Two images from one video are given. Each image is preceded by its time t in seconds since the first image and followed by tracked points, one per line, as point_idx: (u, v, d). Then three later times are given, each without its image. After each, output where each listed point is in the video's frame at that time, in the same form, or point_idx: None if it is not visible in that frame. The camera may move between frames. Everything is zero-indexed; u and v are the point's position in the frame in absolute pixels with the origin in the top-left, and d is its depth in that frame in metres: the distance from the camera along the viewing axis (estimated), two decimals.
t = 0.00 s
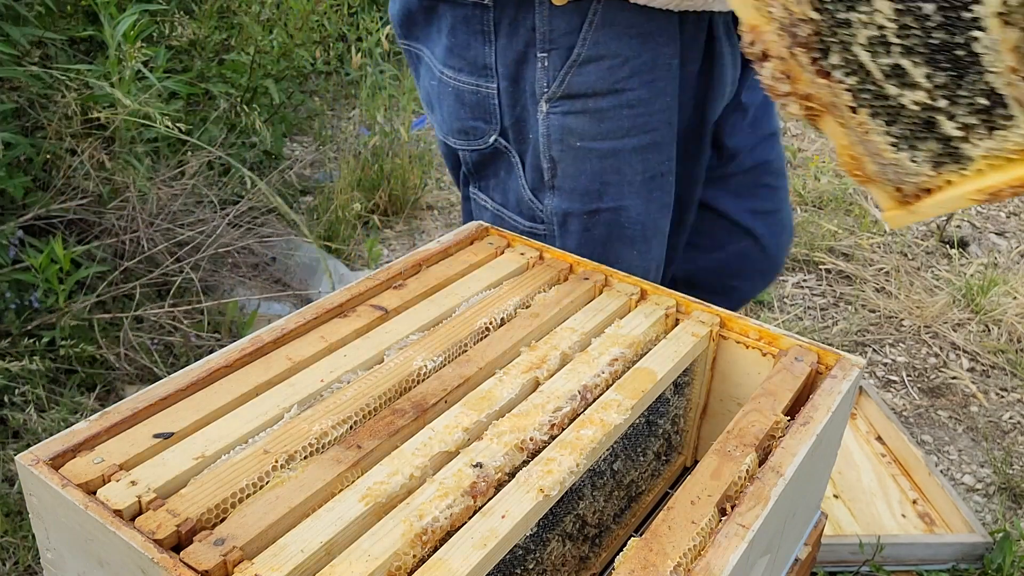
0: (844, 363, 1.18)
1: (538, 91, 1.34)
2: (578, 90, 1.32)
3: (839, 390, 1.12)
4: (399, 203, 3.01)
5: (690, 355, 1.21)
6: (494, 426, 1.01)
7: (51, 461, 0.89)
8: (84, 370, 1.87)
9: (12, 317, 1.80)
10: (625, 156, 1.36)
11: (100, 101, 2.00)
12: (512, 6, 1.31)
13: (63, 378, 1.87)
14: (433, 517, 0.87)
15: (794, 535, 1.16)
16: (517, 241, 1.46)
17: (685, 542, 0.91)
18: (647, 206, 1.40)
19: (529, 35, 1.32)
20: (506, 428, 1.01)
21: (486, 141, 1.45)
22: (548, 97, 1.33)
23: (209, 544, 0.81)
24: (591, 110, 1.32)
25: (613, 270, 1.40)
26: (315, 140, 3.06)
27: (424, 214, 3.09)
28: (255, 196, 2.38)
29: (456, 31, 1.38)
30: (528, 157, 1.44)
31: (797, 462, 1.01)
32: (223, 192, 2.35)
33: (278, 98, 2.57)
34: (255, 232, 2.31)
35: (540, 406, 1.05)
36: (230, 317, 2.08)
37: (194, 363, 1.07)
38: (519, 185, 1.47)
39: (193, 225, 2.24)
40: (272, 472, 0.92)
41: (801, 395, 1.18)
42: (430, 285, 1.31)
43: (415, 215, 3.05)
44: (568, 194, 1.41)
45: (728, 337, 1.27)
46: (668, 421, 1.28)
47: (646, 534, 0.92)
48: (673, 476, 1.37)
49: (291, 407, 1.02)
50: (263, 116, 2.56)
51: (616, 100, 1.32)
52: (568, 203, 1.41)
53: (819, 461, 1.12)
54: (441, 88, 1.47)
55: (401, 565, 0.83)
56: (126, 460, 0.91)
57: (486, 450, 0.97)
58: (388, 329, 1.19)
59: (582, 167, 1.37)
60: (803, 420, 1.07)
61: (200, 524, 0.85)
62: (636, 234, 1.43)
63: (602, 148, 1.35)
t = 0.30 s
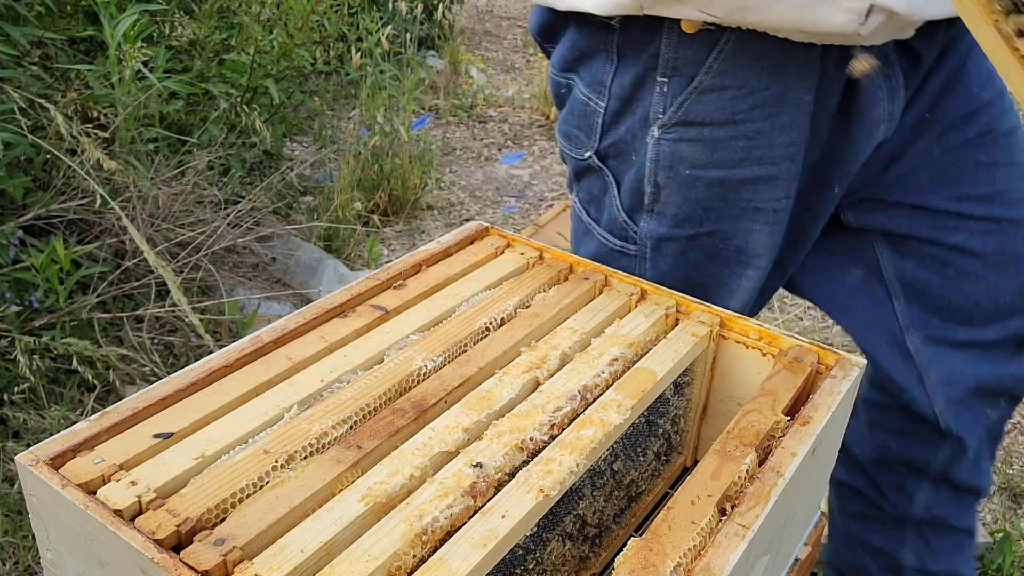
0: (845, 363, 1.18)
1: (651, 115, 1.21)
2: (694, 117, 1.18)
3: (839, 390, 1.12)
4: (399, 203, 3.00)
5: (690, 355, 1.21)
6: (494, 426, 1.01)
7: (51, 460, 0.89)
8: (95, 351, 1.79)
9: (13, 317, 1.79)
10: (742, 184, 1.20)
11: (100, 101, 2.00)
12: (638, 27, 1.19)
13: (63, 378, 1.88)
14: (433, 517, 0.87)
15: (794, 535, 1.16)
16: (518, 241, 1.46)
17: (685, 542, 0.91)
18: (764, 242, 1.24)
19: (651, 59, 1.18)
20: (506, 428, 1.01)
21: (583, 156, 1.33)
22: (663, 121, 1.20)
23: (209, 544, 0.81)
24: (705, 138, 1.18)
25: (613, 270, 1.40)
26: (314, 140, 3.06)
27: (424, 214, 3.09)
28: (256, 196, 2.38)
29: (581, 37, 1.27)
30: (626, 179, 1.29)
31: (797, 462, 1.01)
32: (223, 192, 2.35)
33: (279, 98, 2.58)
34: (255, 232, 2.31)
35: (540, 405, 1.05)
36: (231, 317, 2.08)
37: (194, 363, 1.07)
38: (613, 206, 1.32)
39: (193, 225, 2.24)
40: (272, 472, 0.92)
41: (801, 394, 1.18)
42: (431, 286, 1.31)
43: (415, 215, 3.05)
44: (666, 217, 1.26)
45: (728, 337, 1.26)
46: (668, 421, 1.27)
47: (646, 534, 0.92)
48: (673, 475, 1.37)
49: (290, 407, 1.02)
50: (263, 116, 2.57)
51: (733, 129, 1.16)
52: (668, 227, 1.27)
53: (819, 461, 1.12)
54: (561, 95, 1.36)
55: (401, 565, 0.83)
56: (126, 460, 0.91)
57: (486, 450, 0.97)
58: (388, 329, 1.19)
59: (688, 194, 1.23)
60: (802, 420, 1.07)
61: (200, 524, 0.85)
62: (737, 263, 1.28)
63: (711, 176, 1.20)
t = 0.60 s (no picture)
0: (844, 362, 1.17)
1: (957, 224, 1.05)
2: (1015, 230, 1.04)
3: (839, 390, 1.12)
4: (399, 202, 2.99)
5: (690, 354, 1.21)
6: (494, 426, 1.01)
7: (51, 460, 0.89)
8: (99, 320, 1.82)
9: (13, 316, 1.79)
10: None
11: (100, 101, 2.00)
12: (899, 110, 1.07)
13: (63, 378, 1.88)
14: (433, 517, 0.87)
15: (794, 535, 1.16)
16: (518, 241, 1.46)
17: (685, 542, 0.91)
18: None
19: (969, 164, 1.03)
20: (506, 428, 1.00)
21: (849, 256, 1.15)
22: (973, 231, 1.05)
23: (209, 544, 0.81)
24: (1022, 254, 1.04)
25: (613, 270, 1.40)
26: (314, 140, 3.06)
27: (424, 213, 3.08)
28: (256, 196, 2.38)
29: (869, 139, 1.10)
30: (905, 288, 1.12)
31: (797, 463, 1.01)
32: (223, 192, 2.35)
33: (279, 98, 2.58)
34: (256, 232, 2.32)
35: (540, 406, 1.05)
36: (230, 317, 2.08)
37: (194, 363, 1.07)
38: (883, 315, 1.14)
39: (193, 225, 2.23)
40: (272, 472, 0.92)
41: (801, 395, 1.18)
42: (431, 285, 1.31)
43: (415, 215, 3.04)
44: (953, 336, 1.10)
45: (728, 337, 1.27)
46: (668, 421, 1.27)
47: (646, 535, 0.92)
48: (673, 476, 1.37)
49: (291, 407, 1.02)
50: (263, 116, 2.57)
51: None
52: (953, 345, 1.11)
53: (819, 460, 1.12)
54: (824, 186, 1.19)
55: (401, 565, 0.83)
56: (126, 460, 0.91)
57: (486, 450, 0.97)
58: (389, 329, 1.19)
59: (984, 314, 1.08)
60: (802, 420, 1.07)
61: (200, 525, 0.85)
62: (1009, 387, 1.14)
63: (1017, 297, 1.07)
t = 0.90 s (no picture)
0: (844, 363, 1.18)
1: None
2: None
3: (839, 390, 1.12)
4: (399, 202, 2.98)
5: (690, 354, 1.21)
6: (494, 426, 1.01)
7: (51, 460, 0.89)
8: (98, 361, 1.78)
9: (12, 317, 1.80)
10: None
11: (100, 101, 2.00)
12: None
13: (63, 378, 1.87)
14: (433, 517, 0.87)
15: (793, 535, 1.16)
16: (518, 241, 1.46)
17: (685, 542, 0.91)
18: None
19: None
20: (506, 428, 1.00)
21: None
22: None
23: (209, 543, 0.81)
24: None
25: (613, 270, 1.40)
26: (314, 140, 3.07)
27: (424, 213, 3.08)
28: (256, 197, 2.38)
29: None
30: None
31: (797, 462, 1.01)
32: (223, 192, 2.35)
33: (278, 98, 2.57)
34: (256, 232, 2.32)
35: (540, 405, 1.05)
36: (230, 317, 2.07)
37: (194, 363, 1.07)
38: None
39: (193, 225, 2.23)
40: (272, 472, 0.92)
41: (802, 395, 1.18)
42: (431, 285, 1.31)
43: (415, 215, 3.04)
44: None
45: (728, 337, 1.27)
46: (668, 421, 1.28)
47: (646, 535, 0.92)
48: (673, 476, 1.37)
49: (290, 407, 1.02)
50: (263, 116, 2.57)
51: None
52: None
53: (819, 460, 1.12)
54: None
55: (401, 565, 0.83)
56: (126, 459, 0.91)
57: (486, 450, 0.97)
58: (389, 329, 1.19)
59: None
60: (802, 420, 1.07)
61: (199, 525, 0.85)
62: None
63: None
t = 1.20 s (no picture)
0: (844, 363, 1.18)
1: None
2: None
3: (839, 390, 1.12)
4: (399, 202, 2.98)
5: (690, 354, 1.21)
6: (494, 426, 1.01)
7: (51, 461, 0.89)
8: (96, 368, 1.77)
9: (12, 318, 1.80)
10: None
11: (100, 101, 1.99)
12: None
13: (63, 378, 1.87)
14: (433, 517, 0.87)
15: (794, 535, 1.16)
16: (518, 241, 1.46)
17: (685, 542, 0.91)
18: None
19: None
20: (506, 428, 1.01)
21: None
22: None
23: (209, 544, 0.81)
24: None
25: (613, 270, 1.40)
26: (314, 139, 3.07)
27: (424, 213, 3.07)
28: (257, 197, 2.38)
29: None
30: None
31: (797, 462, 1.01)
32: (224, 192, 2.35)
33: (279, 98, 2.57)
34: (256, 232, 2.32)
35: (540, 406, 1.05)
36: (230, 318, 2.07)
37: (194, 363, 1.07)
38: None
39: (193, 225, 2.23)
40: (272, 472, 0.92)
41: (802, 395, 1.18)
42: (431, 285, 1.31)
43: (415, 215, 3.03)
44: None
45: (728, 337, 1.26)
46: (668, 421, 1.28)
47: (646, 535, 0.92)
48: (673, 476, 1.37)
49: (290, 407, 1.02)
50: (263, 116, 2.57)
51: None
52: None
53: (819, 460, 1.12)
54: None
55: (401, 565, 0.83)
56: (126, 460, 0.91)
57: (486, 450, 0.97)
58: (388, 329, 1.19)
59: None
60: (803, 420, 1.07)
61: (199, 525, 0.85)
62: None
63: None
